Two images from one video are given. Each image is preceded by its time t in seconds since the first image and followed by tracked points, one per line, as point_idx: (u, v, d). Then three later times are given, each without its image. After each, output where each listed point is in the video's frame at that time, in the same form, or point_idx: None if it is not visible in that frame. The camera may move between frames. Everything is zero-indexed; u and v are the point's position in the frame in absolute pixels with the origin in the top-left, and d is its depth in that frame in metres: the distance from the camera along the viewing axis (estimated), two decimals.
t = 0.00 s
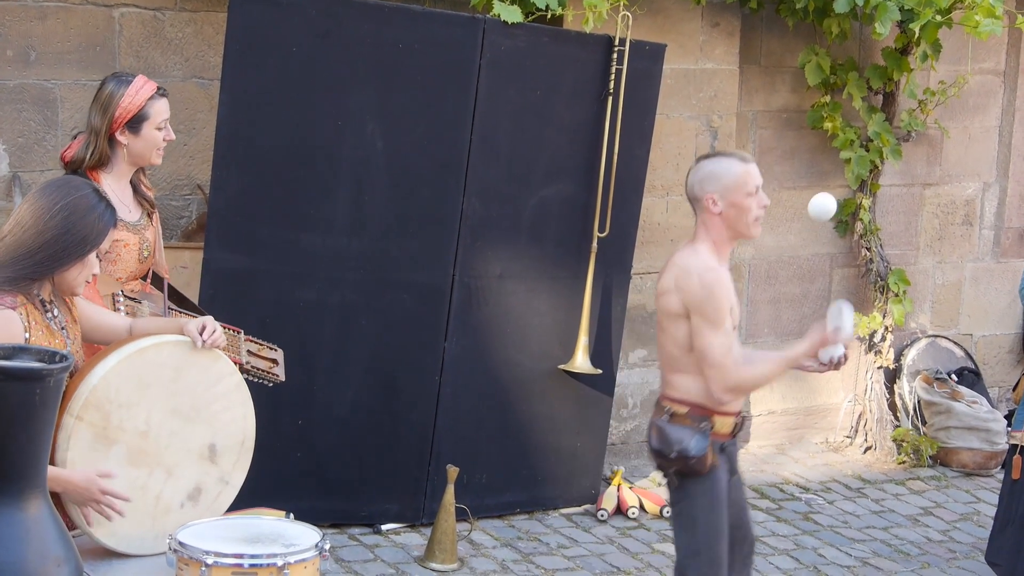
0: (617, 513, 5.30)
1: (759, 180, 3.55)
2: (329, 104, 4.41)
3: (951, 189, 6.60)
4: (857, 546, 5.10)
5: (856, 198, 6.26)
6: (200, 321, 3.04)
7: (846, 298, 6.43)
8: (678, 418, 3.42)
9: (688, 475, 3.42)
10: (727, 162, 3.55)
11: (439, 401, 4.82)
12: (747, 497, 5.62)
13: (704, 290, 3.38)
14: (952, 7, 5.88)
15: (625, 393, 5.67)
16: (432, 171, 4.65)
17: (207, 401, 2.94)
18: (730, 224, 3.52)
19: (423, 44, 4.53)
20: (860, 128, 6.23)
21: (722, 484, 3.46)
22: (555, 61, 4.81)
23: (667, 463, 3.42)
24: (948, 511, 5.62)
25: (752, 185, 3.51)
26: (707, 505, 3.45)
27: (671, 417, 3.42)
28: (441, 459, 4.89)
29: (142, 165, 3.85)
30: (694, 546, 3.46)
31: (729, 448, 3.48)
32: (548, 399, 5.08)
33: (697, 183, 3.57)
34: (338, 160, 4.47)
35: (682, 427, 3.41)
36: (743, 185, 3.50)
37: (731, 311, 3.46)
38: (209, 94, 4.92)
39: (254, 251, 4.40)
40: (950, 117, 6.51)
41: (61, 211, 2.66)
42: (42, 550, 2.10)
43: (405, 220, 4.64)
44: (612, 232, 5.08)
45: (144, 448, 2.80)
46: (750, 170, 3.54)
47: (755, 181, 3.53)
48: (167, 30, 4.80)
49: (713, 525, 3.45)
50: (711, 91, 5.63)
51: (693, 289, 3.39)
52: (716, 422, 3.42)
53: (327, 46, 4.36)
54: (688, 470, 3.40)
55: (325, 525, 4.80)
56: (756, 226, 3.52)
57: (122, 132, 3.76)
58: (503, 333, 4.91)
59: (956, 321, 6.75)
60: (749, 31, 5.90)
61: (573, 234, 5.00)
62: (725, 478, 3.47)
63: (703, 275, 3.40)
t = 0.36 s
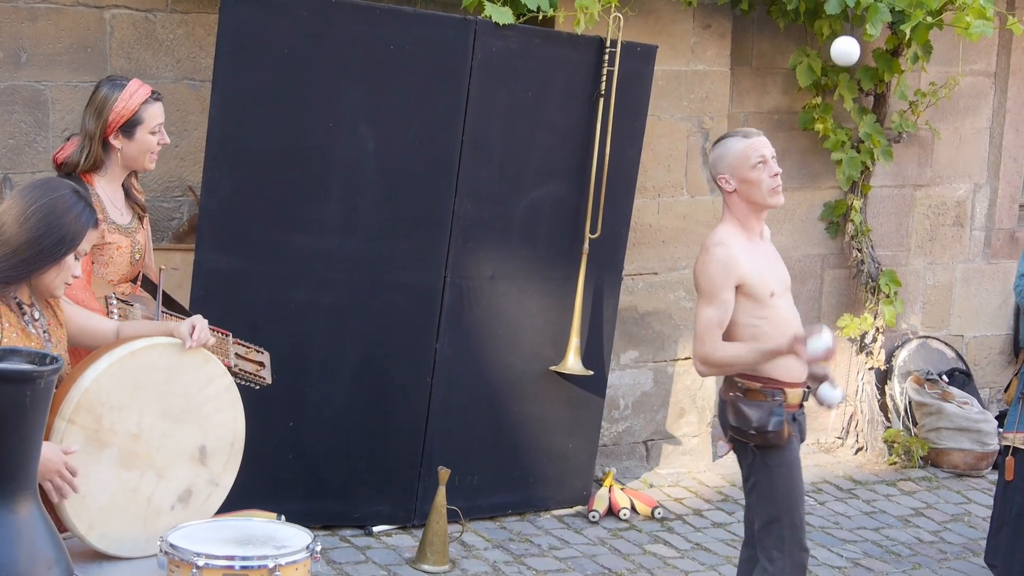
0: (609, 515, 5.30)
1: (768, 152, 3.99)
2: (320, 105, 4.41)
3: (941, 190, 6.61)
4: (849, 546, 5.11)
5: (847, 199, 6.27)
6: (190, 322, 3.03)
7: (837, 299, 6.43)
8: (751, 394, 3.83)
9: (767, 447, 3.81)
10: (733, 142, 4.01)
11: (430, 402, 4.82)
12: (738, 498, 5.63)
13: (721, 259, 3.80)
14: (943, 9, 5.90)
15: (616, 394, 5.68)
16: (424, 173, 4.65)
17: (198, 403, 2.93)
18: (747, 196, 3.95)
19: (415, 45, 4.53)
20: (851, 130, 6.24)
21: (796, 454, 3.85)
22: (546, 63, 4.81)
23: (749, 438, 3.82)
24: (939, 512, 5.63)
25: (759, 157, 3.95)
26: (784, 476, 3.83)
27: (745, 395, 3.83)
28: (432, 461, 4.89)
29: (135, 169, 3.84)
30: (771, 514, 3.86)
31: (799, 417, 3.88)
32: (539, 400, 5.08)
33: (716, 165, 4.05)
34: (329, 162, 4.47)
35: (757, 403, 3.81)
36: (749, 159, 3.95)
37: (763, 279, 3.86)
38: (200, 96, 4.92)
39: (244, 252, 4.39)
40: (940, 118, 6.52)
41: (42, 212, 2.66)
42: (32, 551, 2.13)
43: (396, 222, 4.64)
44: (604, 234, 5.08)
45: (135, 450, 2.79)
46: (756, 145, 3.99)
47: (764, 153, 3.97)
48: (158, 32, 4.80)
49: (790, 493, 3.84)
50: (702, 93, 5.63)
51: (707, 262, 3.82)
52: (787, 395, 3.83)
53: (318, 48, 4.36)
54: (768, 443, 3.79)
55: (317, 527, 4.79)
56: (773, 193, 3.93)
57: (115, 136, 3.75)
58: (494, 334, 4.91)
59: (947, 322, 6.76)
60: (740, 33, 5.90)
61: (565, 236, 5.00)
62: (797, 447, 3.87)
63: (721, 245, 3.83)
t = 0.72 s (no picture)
0: (596, 516, 5.30)
1: (774, 186, 3.82)
2: (304, 105, 4.40)
3: (926, 191, 6.64)
4: (835, 546, 5.12)
5: (832, 200, 6.28)
6: (173, 326, 3.01)
7: (823, 299, 6.45)
8: (781, 408, 3.85)
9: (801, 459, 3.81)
10: (738, 166, 3.84)
11: (417, 404, 4.82)
12: (725, 499, 5.63)
13: (719, 279, 3.76)
14: (927, 10, 5.92)
15: (603, 395, 5.68)
16: (410, 174, 4.65)
17: (182, 406, 2.92)
18: (744, 223, 3.84)
19: (401, 47, 4.53)
20: (836, 130, 6.26)
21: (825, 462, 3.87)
22: (532, 64, 4.81)
23: (785, 452, 3.79)
24: (925, 511, 5.64)
25: (764, 189, 3.80)
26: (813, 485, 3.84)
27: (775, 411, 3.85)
28: (419, 462, 4.88)
29: (120, 165, 3.79)
30: (798, 523, 3.87)
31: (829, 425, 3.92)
32: (526, 401, 5.08)
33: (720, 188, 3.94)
34: (314, 163, 4.47)
35: (788, 415, 3.82)
36: (752, 191, 3.79)
37: (761, 295, 3.82)
38: (185, 97, 4.91)
39: (230, 254, 4.38)
40: (925, 119, 6.55)
41: (22, 218, 2.66)
42: (17, 555, 2.19)
43: (382, 223, 4.64)
44: (589, 235, 5.08)
45: (119, 452, 2.77)
46: (765, 177, 3.81)
47: (769, 187, 3.81)
48: (143, 34, 4.79)
49: (817, 502, 3.86)
50: (688, 94, 5.65)
51: (706, 280, 3.78)
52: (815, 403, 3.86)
53: (304, 49, 4.35)
54: (802, 454, 3.79)
55: (303, 529, 4.78)
56: (765, 231, 3.82)
57: (90, 137, 3.70)
58: (480, 335, 4.91)
59: (933, 322, 6.78)
60: (725, 34, 5.92)
61: (550, 237, 5.01)
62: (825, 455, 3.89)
63: (717, 267, 3.77)
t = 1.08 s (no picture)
0: (593, 516, 5.30)
1: (767, 227, 3.83)
2: (301, 106, 4.40)
3: (924, 191, 6.64)
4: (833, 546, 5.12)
5: (829, 200, 6.28)
6: (177, 325, 3.02)
7: (821, 299, 6.44)
8: (795, 440, 3.85)
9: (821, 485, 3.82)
10: (735, 204, 3.86)
11: (414, 404, 4.82)
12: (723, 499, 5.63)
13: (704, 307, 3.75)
14: (924, 10, 5.92)
15: (601, 395, 5.68)
16: (407, 174, 4.65)
17: (184, 405, 2.92)
18: (736, 259, 3.85)
19: (397, 47, 4.53)
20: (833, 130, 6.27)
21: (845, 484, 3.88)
22: (529, 64, 4.81)
23: (804, 482, 3.81)
24: (923, 511, 5.65)
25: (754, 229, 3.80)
26: (837, 509, 3.85)
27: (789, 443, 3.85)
28: (416, 463, 4.88)
29: (107, 161, 3.74)
30: (825, 550, 3.87)
31: (847, 443, 3.93)
32: (523, 402, 5.08)
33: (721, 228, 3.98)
34: (312, 164, 4.47)
35: (801, 445, 3.82)
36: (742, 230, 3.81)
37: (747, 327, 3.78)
38: (182, 97, 4.91)
39: (227, 254, 4.38)
40: (922, 119, 6.56)
41: (28, 247, 2.43)
42: (14, 556, 2.19)
43: (379, 223, 4.64)
44: (587, 235, 5.08)
45: (121, 446, 2.77)
46: (757, 217, 3.81)
47: (763, 229, 3.81)
48: (140, 34, 4.79)
49: (843, 524, 3.87)
50: (685, 94, 5.65)
51: (691, 307, 3.79)
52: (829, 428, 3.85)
53: (301, 49, 4.35)
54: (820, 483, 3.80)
55: (300, 529, 4.78)
56: (751, 272, 3.83)
57: (72, 135, 3.66)
58: (477, 336, 4.91)
59: (930, 322, 6.78)
60: (722, 34, 5.92)
61: (548, 237, 5.01)
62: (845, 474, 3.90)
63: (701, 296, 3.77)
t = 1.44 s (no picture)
0: (595, 516, 5.30)
1: (764, 231, 3.87)
2: (304, 106, 4.40)
3: (926, 190, 6.64)
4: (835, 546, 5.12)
5: (831, 200, 6.28)
6: (184, 323, 3.07)
7: (822, 299, 6.44)
8: (791, 444, 3.83)
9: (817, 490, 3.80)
10: (732, 208, 3.92)
11: (416, 403, 4.81)
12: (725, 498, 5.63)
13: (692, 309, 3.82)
14: (927, 9, 5.91)
15: (603, 395, 5.68)
16: (410, 174, 4.64)
17: (188, 405, 2.92)
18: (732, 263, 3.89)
19: (399, 47, 4.53)
20: (836, 130, 6.27)
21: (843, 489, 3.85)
22: (532, 64, 4.81)
23: (796, 487, 3.80)
24: (925, 511, 5.64)
25: (749, 233, 3.85)
26: (836, 515, 3.83)
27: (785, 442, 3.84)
28: (419, 462, 4.88)
29: (105, 156, 3.66)
30: (825, 556, 3.86)
31: (845, 449, 3.91)
32: (525, 401, 5.08)
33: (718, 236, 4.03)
34: (314, 163, 4.47)
35: (795, 450, 3.81)
36: (737, 234, 3.86)
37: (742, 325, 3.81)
38: (184, 97, 4.91)
39: (230, 254, 4.38)
40: (925, 119, 6.55)
41: (56, 285, 2.53)
42: (16, 555, 2.19)
43: (382, 223, 4.63)
44: (589, 235, 5.08)
45: (126, 446, 2.76)
46: (753, 221, 3.86)
47: (759, 232, 3.86)
48: (142, 33, 4.78)
49: (844, 530, 3.84)
50: (688, 93, 5.64)
51: (682, 310, 3.84)
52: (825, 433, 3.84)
53: (303, 48, 4.35)
54: (815, 488, 3.78)
55: (302, 528, 4.78)
56: (747, 276, 3.87)
57: (65, 131, 3.59)
58: (479, 336, 4.91)
59: (932, 321, 6.78)
60: (725, 33, 5.92)
61: (550, 237, 5.00)
62: (844, 479, 3.88)
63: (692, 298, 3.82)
